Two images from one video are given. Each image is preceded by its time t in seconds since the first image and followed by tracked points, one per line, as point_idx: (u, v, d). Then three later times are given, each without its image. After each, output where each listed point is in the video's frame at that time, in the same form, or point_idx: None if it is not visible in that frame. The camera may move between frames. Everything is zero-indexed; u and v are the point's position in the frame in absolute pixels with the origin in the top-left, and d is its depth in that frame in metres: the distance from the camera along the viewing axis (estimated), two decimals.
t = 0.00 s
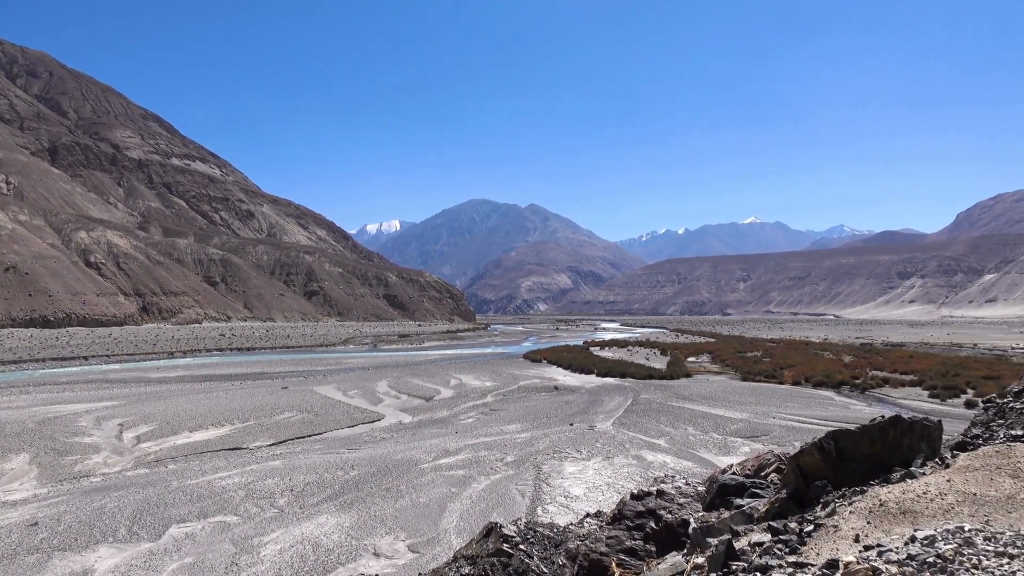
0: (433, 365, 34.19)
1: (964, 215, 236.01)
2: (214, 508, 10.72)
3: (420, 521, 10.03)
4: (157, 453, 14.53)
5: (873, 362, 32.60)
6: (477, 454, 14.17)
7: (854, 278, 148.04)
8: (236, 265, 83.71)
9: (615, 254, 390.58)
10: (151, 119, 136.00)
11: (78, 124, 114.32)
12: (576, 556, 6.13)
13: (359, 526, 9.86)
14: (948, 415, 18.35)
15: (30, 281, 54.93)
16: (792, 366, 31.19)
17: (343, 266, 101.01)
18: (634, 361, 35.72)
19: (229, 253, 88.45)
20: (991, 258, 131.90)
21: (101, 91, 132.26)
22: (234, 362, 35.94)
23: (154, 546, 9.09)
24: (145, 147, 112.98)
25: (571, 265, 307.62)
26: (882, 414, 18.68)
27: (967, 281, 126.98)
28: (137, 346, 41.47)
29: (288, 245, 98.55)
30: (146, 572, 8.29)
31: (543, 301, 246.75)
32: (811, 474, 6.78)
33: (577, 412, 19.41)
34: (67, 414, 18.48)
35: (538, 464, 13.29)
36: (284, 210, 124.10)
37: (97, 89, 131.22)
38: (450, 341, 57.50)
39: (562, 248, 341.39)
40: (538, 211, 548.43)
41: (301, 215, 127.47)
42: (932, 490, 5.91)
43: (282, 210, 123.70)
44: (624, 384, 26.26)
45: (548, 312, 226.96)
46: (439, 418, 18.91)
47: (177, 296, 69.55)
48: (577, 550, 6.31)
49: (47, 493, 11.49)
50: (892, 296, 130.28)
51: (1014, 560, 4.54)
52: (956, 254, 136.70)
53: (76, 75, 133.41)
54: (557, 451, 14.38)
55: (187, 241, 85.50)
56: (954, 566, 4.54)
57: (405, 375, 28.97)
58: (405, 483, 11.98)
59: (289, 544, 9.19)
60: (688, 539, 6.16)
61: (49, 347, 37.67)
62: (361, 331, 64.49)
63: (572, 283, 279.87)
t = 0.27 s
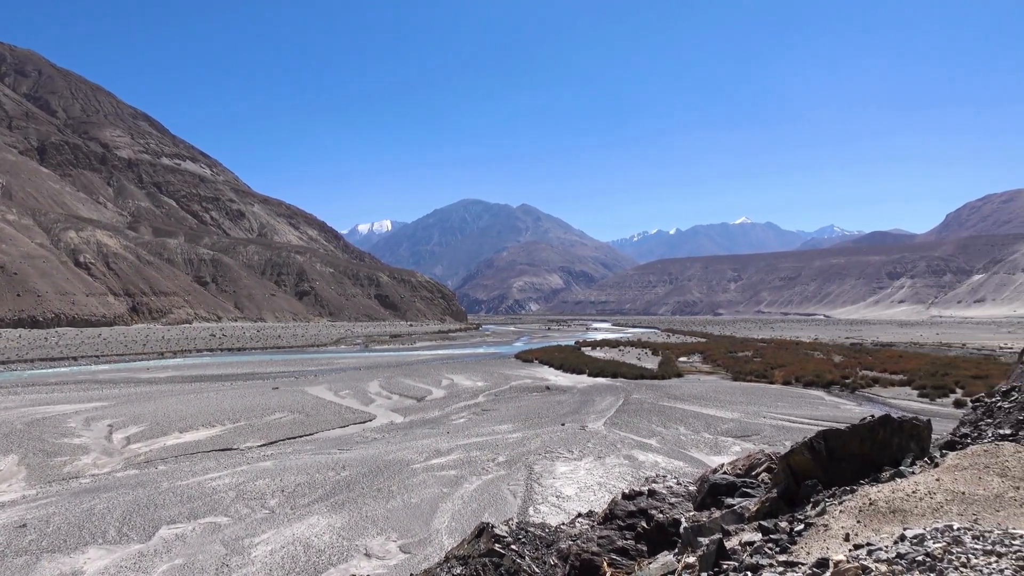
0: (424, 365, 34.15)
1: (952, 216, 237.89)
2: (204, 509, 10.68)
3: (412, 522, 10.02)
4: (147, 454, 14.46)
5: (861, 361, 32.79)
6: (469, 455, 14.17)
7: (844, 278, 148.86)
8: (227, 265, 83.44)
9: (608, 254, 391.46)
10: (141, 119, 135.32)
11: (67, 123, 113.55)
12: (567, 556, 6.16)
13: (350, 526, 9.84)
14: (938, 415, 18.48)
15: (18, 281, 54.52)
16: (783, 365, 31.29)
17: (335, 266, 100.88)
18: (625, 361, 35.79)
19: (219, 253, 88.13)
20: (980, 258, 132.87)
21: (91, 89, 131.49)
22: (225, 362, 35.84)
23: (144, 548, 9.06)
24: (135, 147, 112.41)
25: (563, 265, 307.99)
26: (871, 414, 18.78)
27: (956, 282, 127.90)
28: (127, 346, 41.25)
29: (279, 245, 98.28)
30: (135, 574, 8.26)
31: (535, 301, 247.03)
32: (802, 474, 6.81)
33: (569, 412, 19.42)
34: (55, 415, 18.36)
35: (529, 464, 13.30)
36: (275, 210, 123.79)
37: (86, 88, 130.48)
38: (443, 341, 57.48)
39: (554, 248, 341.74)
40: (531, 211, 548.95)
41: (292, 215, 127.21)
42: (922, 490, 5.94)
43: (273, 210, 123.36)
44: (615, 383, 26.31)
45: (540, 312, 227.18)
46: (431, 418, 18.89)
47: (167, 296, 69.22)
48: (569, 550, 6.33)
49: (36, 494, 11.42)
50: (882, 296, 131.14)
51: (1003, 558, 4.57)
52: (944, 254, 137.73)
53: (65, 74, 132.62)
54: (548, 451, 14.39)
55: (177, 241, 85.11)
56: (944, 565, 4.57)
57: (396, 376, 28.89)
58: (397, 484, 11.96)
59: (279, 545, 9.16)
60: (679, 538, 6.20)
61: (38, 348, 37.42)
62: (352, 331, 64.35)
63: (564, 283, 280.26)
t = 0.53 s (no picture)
0: (416, 365, 34.14)
1: (942, 217, 239.47)
2: (195, 510, 10.64)
3: (404, 522, 10.01)
4: (137, 455, 14.39)
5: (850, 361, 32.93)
6: (461, 455, 14.17)
7: (835, 278, 149.57)
8: (218, 265, 83.19)
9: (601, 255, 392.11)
10: (132, 118, 134.66)
11: (57, 122, 112.83)
12: (559, 556, 6.18)
13: (342, 527, 9.82)
14: (928, 414, 18.58)
15: (7, 281, 54.12)
16: (774, 365, 31.38)
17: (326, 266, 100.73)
18: (617, 361, 35.85)
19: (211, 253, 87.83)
20: (969, 259, 133.73)
21: (81, 89, 130.79)
22: (215, 362, 35.75)
23: (134, 549, 9.01)
24: (125, 146, 111.85)
25: (556, 266, 308.18)
26: (861, 413, 18.84)
27: (945, 282, 128.71)
28: (118, 346, 41.05)
29: (271, 245, 98.00)
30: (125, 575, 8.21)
31: (527, 301, 247.22)
32: (793, 473, 6.84)
33: (561, 412, 19.43)
34: (45, 416, 18.23)
35: (522, 464, 13.30)
36: (267, 210, 123.45)
37: (77, 87, 129.78)
38: (436, 341, 57.46)
39: (546, 249, 341.97)
40: (524, 211, 549.25)
41: (284, 215, 126.95)
42: (910, 488, 5.98)
43: (265, 210, 123.01)
44: (607, 383, 26.35)
45: (533, 312, 227.30)
46: (423, 418, 18.88)
47: (158, 296, 68.89)
48: (560, 550, 6.35)
49: (25, 495, 11.35)
50: (873, 297, 131.89)
51: (991, 557, 4.60)
52: (934, 254, 138.58)
53: (53, 73, 131.89)
54: (540, 451, 14.40)
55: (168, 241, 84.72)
56: (933, 563, 4.60)
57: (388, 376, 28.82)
58: (389, 484, 11.95)
59: (271, 546, 9.13)
60: (670, 538, 6.23)
61: (27, 348, 37.20)
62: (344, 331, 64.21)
63: (556, 283, 280.52)
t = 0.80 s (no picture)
0: (410, 365, 34.10)
1: (934, 217, 240.72)
2: (188, 510, 10.61)
3: (398, 523, 9.99)
4: (129, 455, 14.34)
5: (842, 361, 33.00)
6: (455, 455, 14.16)
7: (828, 278, 150.07)
8: (211, 265, 83.01)
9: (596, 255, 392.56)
10: (123, 117, 134.18)
11: (49, 122, 112.27)
12: (553, 556, 6.19)
13: (336, 527, 9.80)
14: (920, 414, 18.64)
15: None
16: (768, 365, 31.44)
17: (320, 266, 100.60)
18: (611, 361, 35.91)
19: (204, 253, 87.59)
20: (961, 259, 134.32)
21: (73, 88, 130.27)
22: (208, 362, 35.71)
23: (127, 550, 8.97)
24: (117, 146, 111.40)
25: (550, 266, 308.30)
26: (854, 413, 18.88)
27: (937, 282, 129.27)
28: (111, 346, 40.96)
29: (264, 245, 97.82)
30: None
31: (521, 301, 247.19)
32: (787, 473, 6.87)
33: (555, 412, 19.44)
34: (36, 417, 18.12)
35: (516, 464, 13.29)
36: (260, 210, 123.18)
37: (69, 86, 129.24)
38: (430, 341, 57.44)
39: (541, 249, 342.26)
40: (518, 211, 549.34)
41: (277, 215, 126.76)
42: (905, 488, 5.99)
43: (257, 210, 122.73)
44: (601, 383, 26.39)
45: (527, 312, 227.34)
46: (417, 418, 18.86)
47: (151, 296, 68.64)
48: (555, 549, 6.37)
49: (16, 496, 11.28)
50: (865, 297, 132.48)
51: (982, 555, 4.63)
52: (926, 254, 139.16)
53: (45, 72, 131.27)
54: (534, 451, 14.42)
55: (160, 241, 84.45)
56: (924, 562, 4.62)
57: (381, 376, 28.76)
58: (383, 484, 11.94)
59: (264, 546, 9.11)
60: (663, 538, 6.24)
61: (19, 348, 37.07)
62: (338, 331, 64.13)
63: (550, 284, 280.62)
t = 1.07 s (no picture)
0: (403, 366, 34.03)
1: (927, 218, 242.05)
2: (181, 511, 10.57)
3: (391, 523, 9.98)
4: (122, 457, 14.26)
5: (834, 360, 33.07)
6: (449, 455, 14.15)
7: (821, 279, 150.56)
8: (204, 265, 82.77)
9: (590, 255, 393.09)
10: (116, 117, 133.59)
11: (41, 121, 111.65)
12: (547, 557, 6.20)
13: (329, 528, 9.78)
14: (912, 413, 18.72)
15: None
16: (761, 365, 31.52)
17: (314, 266, 100.49)
18: (604, 361, 35.95)
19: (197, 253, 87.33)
20: (953, 259, 135.03)
21: (65, 87, 129.58)
22: (200, 362, 35.64)
23: (119, 552, 8.93)
24: (109, 145, 110.91)
25: (544, 266, 308.34)
26: (847, 413, 18.93)
27: (929, 282, 129.91)
28: (103, 347, 40.76)
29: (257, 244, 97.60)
30: None
31: (515, 302, 247.28)
32: (779, 473, 6.90)
33: (549, 412, 19.44)
34: (27, 418, 18.03)
35: (509, 464, 13.30)
36: (253, 210, 122.86)
37: (60, 86, 128.56)
38: (424, 342, 57.41)
39: (535, 249, 342.31)
40: (512, 211, 549.33)
41: (271, 215, 126.48)
42: (896, 487, 6.03)
43: (251, 210, 122.39)
44: (594, 383, 26.43)
45: (520, 313, 227.40)
46: (411, 418, 18.84)
47: (143, 296, 68.36)
48: (548, 550, 6.38)
49: (7, 498, 11.20)
50: (858, 297, 133.00)
51: (974, 553, 4.66)
52: (918, 254, 139.84)
53: (36, 71, 130.53)
54: (528, 451, 14.42)
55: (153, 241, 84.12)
56: (916, 561, 4.65)
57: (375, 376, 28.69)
58: (377, 484, 11.93)
59: (257, 547, 9.08)
60: (656, 537, 6.27)
61: (10, 349, 36.85)
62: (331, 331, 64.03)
63: (544, 284, 280.80)
